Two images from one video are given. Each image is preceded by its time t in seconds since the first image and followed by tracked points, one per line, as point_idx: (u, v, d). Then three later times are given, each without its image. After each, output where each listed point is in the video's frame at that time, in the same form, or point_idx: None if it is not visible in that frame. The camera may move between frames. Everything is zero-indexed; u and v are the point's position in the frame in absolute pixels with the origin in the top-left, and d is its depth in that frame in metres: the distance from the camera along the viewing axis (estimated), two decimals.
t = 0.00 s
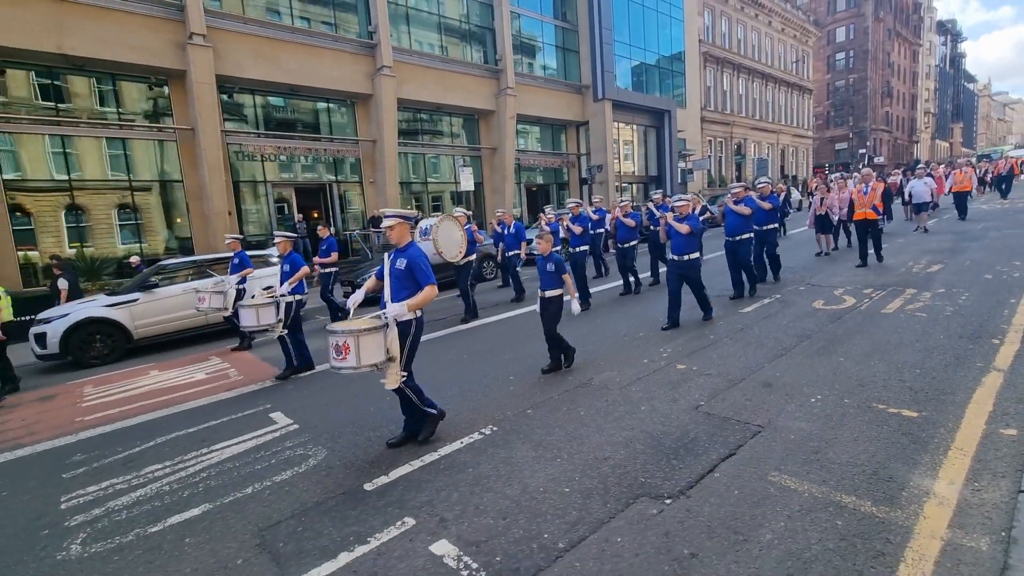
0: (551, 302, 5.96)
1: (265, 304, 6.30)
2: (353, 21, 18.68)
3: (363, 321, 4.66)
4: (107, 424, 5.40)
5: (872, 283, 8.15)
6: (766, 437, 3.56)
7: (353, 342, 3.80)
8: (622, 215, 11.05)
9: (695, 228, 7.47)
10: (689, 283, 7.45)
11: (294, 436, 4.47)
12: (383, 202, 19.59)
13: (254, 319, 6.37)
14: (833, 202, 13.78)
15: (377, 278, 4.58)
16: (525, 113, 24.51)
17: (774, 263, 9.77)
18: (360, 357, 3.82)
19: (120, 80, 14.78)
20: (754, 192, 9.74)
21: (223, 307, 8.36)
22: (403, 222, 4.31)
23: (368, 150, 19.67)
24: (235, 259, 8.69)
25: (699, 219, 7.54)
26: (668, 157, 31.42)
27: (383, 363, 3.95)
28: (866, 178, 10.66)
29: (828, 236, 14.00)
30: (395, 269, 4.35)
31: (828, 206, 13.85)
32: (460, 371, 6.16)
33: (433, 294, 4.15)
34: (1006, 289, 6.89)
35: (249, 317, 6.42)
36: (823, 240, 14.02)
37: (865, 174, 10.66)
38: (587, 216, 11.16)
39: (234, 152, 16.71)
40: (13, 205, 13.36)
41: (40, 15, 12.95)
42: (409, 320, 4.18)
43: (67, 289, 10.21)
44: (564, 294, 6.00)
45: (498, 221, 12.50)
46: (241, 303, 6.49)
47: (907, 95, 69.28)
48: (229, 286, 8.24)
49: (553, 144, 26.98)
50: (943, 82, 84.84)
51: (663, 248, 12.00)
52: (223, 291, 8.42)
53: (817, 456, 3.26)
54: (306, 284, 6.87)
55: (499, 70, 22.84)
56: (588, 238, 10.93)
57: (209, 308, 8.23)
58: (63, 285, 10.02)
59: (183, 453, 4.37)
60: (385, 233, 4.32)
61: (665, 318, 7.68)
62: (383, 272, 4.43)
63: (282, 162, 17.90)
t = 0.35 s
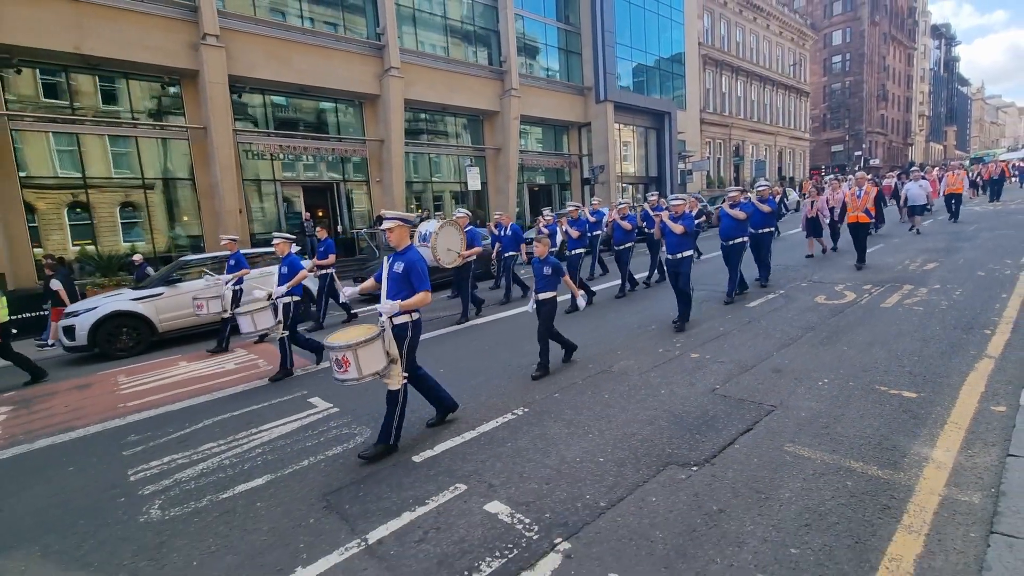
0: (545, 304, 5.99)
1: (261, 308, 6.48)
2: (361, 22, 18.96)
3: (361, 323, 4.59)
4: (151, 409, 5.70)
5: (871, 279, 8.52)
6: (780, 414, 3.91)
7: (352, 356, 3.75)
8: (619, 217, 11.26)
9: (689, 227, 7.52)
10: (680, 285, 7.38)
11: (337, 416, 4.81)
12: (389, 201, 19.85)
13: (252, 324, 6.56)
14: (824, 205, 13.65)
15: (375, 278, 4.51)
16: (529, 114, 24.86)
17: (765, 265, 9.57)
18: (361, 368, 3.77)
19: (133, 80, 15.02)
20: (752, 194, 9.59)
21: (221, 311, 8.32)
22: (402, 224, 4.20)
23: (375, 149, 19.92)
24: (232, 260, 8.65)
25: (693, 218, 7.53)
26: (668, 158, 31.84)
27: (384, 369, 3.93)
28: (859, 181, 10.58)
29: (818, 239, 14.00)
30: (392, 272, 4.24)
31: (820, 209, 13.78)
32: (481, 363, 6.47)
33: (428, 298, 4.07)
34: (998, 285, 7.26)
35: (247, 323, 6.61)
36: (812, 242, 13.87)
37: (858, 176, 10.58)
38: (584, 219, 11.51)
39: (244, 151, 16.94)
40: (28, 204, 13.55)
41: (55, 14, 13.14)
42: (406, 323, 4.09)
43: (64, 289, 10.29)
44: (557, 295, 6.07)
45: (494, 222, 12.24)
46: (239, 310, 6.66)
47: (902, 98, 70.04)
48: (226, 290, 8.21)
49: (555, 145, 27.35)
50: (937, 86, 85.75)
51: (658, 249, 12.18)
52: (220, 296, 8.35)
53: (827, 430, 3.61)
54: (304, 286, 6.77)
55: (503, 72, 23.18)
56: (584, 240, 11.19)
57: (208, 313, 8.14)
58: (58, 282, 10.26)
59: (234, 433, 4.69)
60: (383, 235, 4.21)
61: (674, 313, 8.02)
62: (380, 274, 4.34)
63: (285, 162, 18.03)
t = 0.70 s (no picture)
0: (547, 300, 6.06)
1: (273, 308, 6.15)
2: (371, 26, 19.26)
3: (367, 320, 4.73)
4: (193, 396, 5.96)
5: (876, 277, 8.82)
6: (800, 396, 4.19)
7: (359, 352, 3.81)
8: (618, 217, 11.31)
9: (694, 227, 7.66)
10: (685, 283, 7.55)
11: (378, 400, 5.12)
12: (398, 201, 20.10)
13: (266, 327, 6.19)
14: (822, 209, 13.79)
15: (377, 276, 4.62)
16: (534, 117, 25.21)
17: (773, 265, 9.83)
18: (369, 364, 3.84)
19: (149, 81, 15.24)
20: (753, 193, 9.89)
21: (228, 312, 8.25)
22: (402, 218, 4.35)
23: (384, 151, 20.21)
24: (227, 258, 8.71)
25: (698, 218, 7.68)
26: (670, 160, 32.19)
27: (392, 365, 4.00)
28: (859, 182, 10.76)
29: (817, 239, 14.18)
30: (393, 266, 4.36)
31: (818, 211, 13.91)
32: (504, 356, 6.73)
33: (427, 290, 4.17)
34: (999, 282, 7.56)
35: (259, 327, 6.24)
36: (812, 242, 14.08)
37: (857, 178, 10.78)
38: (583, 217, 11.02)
39: (257, 152, 17.23)
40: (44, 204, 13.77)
41: (78, 17, 13.44)
42: (409, 316, 4.21)
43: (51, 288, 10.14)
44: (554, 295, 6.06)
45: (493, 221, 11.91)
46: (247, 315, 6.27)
47: (900, 103, 70.62)
48: (227, 289, 8.10)
49: (559, 147, 27.68)
50: (934, 90, 86.48)
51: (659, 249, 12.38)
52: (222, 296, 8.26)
53: (846, 409, 3.88)
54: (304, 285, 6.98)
55: (509, 75, 23.49)
56: (584, 239, 10.61)
57: (217, 316, 8.08)
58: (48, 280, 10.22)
59: (282, 415, 4.96)
60: (384, 230, 4.36)
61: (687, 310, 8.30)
62: (382, 270, 4.46)
63: (288, 163, 18.13)
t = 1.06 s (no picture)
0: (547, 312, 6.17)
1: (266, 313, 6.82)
2: (385, 42, 19.80)
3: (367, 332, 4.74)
4: (236, 397, 6.25)
5: (884, 288, 9.10)
6: (823, 396, 4.46)
7: (358, 359, 3.80)
8: (618, 230, 11.39)
9: (698, 243, 7.49)
10: (691, 298, 7.47)
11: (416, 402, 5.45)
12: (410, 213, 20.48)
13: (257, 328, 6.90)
14: (822, 222, 14.05)
15: (379, 288, 4.63)
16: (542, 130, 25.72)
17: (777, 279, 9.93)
18: (367, 373, 3.82)
19: (172, 94, 15.66)
20: (751, 209, 10.10)
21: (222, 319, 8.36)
22: (405, 233, 4.31)
23: (396, 163, 20.65)
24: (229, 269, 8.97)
25: (702, 233, 7.54)
26: (675, 174, 32.69)
27: (390, 376, 3.96)
28: (856, 198, 11.01)
29: (819, 254, 14.47)
30: (395, 280, 4.39)
31: (820, 224, 14.20)
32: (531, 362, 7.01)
33: (431, 305, 4.18)
34: (1004, 293, 7.83)
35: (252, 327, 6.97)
36: (813, 257, 14.32)
37: (854, 194, 11.04)
38: (585, 231, 11.19)
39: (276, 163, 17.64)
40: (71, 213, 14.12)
41: (108, 32, 13.91)
42: (411, 331, 4.25)
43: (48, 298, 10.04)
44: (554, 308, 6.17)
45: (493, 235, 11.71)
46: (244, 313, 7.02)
47: (899, 118, 71.54)
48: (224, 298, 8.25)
49: (566, 160, 28.15)
50: (933, 106, 87.60)
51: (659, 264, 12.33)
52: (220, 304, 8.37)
53: (867, 408, 4.15)
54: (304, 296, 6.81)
55: (519, 89, 24.02)
56: (586, 252, 10.90)
57: (206, 320, 8.19)
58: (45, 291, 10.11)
59: (328, 413, 5.23)
60: (388, 244, 4.35)
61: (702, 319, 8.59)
62: (384, 282, 4.49)
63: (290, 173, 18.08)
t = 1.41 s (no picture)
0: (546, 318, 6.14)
1: (272, 320, 6.63)
2: (398, 49, 20.23)
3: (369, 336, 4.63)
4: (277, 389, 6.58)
5: (891, 290, 9.39)
6: (839, 387, 4.76)
7: (365, 364, 3.77)
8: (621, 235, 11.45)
9: (697, 245, 7.50)
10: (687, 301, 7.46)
11: (452, 394, 5.84)
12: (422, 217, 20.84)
13: (263, 336, 6.65)
14: (824, 227, 14.35)
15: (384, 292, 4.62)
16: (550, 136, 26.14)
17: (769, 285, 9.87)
18: (373, 377, 3.79)
19: (193, 100, 16.07)
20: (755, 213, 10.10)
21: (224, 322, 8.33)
22: (412, 236, 4.38)
23: (408, 167, 21.05)
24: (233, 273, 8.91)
25: (700, 236, 7.54)
26: (680, 179, 33.06)
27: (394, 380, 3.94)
28: (859, 204, 11.16)
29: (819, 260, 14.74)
30: (401, 284, 4.38)
31: (819, 231, 14.39)
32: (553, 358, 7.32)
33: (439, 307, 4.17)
34: (1007, 294, 8.12)
35: (257, 334, 6.67)
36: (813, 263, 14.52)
37: (856, 200, 11.21)
38: (589, 237, 11.22)
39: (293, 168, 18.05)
40: (96, 214, 14.54)
41: (133, 40, 14.33)
42: (415, 335, 4.17)
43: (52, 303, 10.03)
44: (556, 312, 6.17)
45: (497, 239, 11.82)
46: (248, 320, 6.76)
47: (901, 125, 71.95)
48: (227, 302, 8.19)
49: (573, 165, 28.56)
50: (934, 113, 88.08)
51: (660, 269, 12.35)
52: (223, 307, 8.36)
53: (881, 397, 4.45)
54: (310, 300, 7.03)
55: (527, 96, 24.45)
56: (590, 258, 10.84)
57: (211, 324, 8.08)
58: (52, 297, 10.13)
59: (370, 403, 5.54)
60: (394, 247, 4.39)
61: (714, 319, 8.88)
62: (390, 285, 4.48)
63: (298, 178, 18.32)
